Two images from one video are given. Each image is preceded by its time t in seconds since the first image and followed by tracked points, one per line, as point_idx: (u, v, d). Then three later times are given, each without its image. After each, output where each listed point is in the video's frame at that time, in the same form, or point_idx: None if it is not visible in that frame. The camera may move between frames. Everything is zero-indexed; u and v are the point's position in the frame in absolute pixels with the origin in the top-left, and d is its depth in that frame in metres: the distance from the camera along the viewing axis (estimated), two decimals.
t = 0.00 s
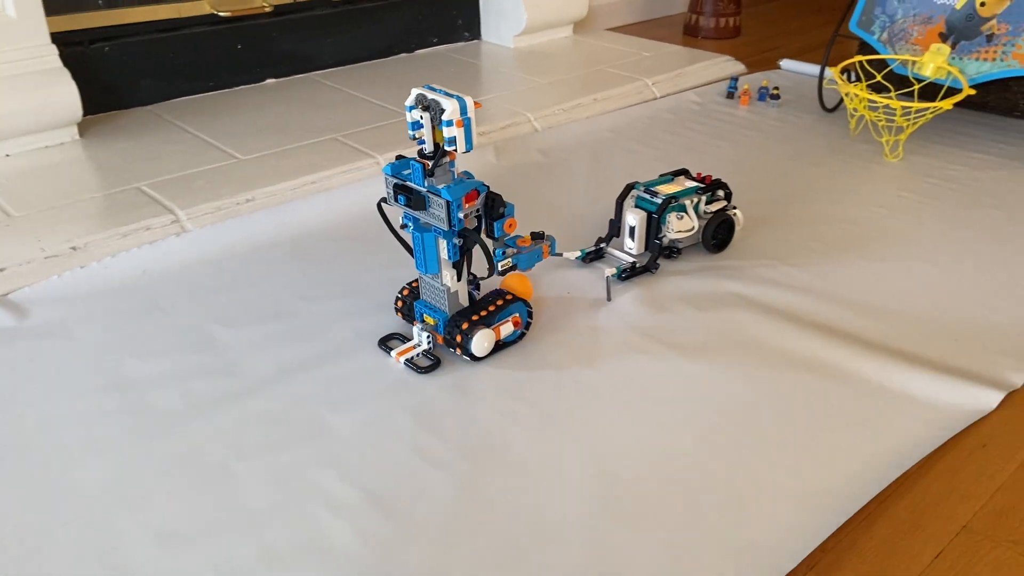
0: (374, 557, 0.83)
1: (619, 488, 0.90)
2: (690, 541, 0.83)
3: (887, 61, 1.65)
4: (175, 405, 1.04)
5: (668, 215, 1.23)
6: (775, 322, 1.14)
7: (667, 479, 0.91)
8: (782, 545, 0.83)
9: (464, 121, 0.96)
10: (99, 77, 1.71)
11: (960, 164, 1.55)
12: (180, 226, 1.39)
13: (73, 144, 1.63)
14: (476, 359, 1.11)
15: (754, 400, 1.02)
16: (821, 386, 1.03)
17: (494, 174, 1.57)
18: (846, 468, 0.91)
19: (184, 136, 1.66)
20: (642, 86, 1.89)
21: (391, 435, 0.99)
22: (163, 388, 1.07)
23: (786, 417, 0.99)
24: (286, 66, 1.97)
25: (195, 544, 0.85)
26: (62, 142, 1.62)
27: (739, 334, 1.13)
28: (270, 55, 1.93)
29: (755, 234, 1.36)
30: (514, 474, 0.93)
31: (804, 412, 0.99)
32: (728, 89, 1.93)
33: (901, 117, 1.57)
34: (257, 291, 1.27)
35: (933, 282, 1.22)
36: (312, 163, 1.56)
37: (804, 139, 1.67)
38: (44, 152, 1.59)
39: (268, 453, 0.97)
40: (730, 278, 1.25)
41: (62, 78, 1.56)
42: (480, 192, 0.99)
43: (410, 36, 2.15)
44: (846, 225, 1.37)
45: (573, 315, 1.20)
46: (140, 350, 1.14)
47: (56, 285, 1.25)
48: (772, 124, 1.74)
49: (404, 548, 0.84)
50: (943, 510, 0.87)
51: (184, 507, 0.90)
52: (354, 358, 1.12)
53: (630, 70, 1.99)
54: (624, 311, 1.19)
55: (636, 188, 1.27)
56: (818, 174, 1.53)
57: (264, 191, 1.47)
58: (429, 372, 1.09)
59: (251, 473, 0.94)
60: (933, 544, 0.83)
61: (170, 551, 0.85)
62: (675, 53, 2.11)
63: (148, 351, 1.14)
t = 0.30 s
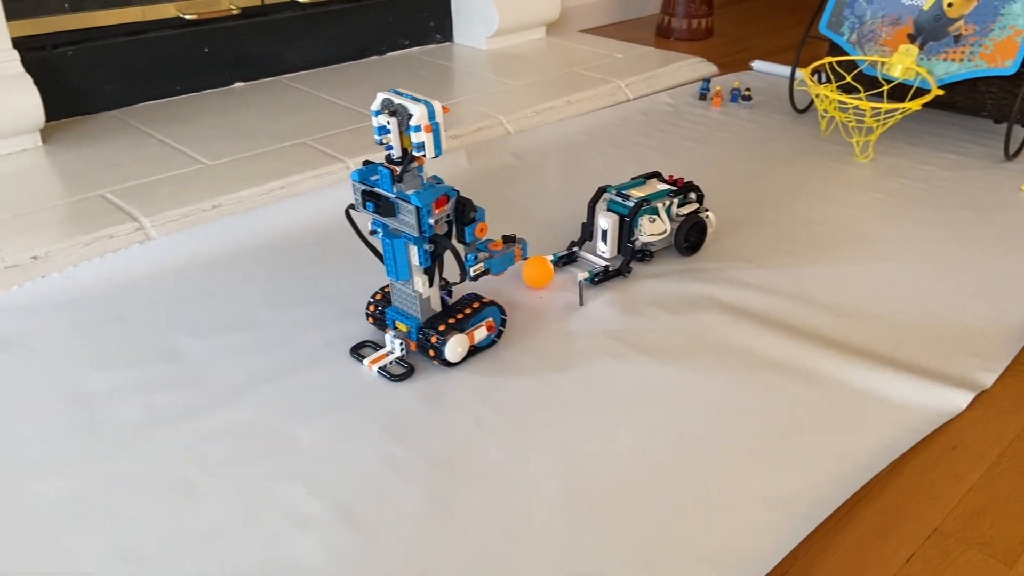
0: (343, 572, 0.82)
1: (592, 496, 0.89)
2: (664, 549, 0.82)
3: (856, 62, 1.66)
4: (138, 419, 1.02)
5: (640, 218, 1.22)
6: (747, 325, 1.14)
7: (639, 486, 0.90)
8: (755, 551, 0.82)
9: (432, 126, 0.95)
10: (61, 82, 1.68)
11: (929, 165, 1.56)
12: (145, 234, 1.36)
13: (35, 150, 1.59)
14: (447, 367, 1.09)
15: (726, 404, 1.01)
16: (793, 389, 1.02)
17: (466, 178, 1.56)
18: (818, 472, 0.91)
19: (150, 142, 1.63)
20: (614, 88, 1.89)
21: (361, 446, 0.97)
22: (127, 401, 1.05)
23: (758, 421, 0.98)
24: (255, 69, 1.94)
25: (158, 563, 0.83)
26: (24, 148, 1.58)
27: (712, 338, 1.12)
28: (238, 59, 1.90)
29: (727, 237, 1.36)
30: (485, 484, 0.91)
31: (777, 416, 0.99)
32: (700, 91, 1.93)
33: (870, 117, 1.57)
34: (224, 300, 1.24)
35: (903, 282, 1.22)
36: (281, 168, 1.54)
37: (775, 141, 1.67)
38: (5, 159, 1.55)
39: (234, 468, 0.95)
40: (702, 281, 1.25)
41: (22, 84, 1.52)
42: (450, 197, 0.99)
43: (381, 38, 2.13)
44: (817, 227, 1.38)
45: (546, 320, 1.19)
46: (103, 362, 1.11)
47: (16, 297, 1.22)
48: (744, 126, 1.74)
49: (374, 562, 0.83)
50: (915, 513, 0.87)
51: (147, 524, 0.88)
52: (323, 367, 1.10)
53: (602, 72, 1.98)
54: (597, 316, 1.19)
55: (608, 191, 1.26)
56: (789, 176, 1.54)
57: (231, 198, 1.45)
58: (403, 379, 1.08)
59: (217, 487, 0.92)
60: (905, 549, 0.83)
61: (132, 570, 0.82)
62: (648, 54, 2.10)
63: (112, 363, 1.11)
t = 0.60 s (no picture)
0: None
1: (574, 499, 0.89)
2: (647, 551, 0.82)
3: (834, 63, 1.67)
4: (115, 427, 1.00)
5: (621, 220, 1.23)
6: (728, 326, 1.14)
7: (622, 488, 0.90)
8: (739, 553, 0.82)
9: (412, 129, 0.95)
10: (36, 86, 1.65)
11: (907, 164, 1.58)
12: (121, 239, 1.34)
13: (9, 155, 1.56)
14: (428, 371, 1.09)
15: (708, 405, 1.01)
16: (774, 390, 1.03)
17: (447, 180, 1.55)
18: (799, 472, 0.91)
19: (126, 145, 1.61)
20: (594, 89, 1.89)
21: (341, 451, 0.96)
22: (103, 409, 1.03)
23: (740, 421, 0.98)
24: (233, 72, 1.93)
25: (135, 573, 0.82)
26: None
27: (693, 339, 1.13)
28: (216, 61, 1.88)
29: (707, 238, 1.36)
30: (467, 488, 0.91)
31: (758, 416, 0.99)
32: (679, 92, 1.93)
33: (848, 118, 1.58)
34: (203, 305, 1.23)
35: (882, 282, 1.23)
36: (259, 172, 1.53)
37: (755, 141, 1.68)
38: None
39: (213, 475, 0.94)
40: (683, 282, 1.25)
41: None
42: (430, 200, 0.99)
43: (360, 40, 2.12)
44: (797, 227, 1.38)
45: (527, 323, 1.18)
46: (80, 370, 1.09)
47: None
48: (724, 126, 1.75)
49: (355, 568, 0.82)
50: (895, 511, 0.87)
51: (124, 533, 0.86)
52: (303, 372, 1.09)
53: (582, 73, 1.98)
54: (578, 317, 1.18)
55: (589, 192, 1.26)
56: (769, 176, 1.54)
57: (209, 201, 1.43)
58: (384, 383, 1.07)
59: (196, 495, 0.91)
60: (885, 546, 0.83)
61: None
62: (627, 55, 2.11)
63: (88, 370, 1.09)
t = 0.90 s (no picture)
0: None
1: (563, 501, 0.89)
2: (637, 552, 0.82)
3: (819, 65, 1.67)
4: (101, 433, 0.99)
5: (608, 222, 1.23)
6: (715, 327, 1.15)
7: (611, 489, 0.90)
8: (728, 553, 0.82)
9: (399, 132, 0.95)
10: (19, 90, 1.64)
11: (891, 166, 1.59)
12: (106, 244, 1.33)
13: None
14: (416, 374, 1.08)
15: (696, 405, 1.02)
16: (762, 390, 1.03)
17: (434, 183, 1.55)
18: (787, 472, 0.91)
19: (111, 150, 1.60)
20: (581, 92, 1.89)
21: (329, 454, 0.96)
22: (89, 415, 1.02)
23: (728, 421, 0.99)
24: (218, 75, 1.92)
25: None
26: None
27: (681, 340, 1.13)
28: (201, 65, 1.87)
29: (694, 240, 1.37)
30: (456, 491, 0.91)
31: (746, 417, 0.99)
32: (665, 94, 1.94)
33: (833, 120, 1.59)
34: (189, 309, 1.22)
35: (867, 282, 1.24)
36: (245, 176, 1.52)
37: (741, 144, 1.69)
38: None
39: (201, 480, 0.93)
40: (669, 284, 1.25)
41: None
42: (418, 203, 0.98)
43: (346, 43, 2.12)
44: (782, 228, 1.39)
45: (515, 325, 1.18)
46: (64, 375, 1.08)
47: None
48: (710, 129, 1.76)
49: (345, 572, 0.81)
50: (882, 509, 0.88)
51: (111, 540, 0.85)
52: (291, 376, 1.09)
53: (568, 76, 1.99)
54: (566, 320, 1.19)
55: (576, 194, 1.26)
56: (755, 178, 1.55)
57: (195, 205, 1.42)
58: (373, 387, 1.07)
59: (183, 500, 0.90)
60: (873, 544, 0.83)
61: None
62: (614, 58, 2.11)
63: (74, 376, 1.09)
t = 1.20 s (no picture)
0: None
1: (553, 505, 0.88)
2: (628, 556, 0.82)
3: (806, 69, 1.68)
4: (87, 441, 0.99)
5: (597, 225, 1.23)
6: (704, 332, 1.15)
7: (602, 494, 0.90)
8: (719, 555, 0.82)
9: (388, 137, 0.95)
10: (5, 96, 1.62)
11: (878, 170, 1.60)
12: (93, 251, 1.32)
13: None
14: (405, 380, 1.08)
15: (686, 409, 1.02)
16: (751, 393, 1.03)
17: (422, 189, 1.55)
18: (777, 475, 0.91)
19: (98, 156, 1.59)
20: (569, 96, 1.90)
21: (317, 461, 0.95)
22: (75, 423, 1.01)
23: (718, 425, 0.99)
24: (205, 81, 1.91)
25: None
26: None
27: (670, 344, 1.13)
28: (188, 71, 1.87)
29: (682, 244, 1.37)
30: (447, 496, 0.90)
31: (735, 420, 0.99)
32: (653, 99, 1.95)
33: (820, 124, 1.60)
34: (176, 316, 1.21)
35: (855, 285, 1.25)
36: (233, 182, 1.51)
37: (728, 148, 1.69)
38: None
39: (189, 488, 0.92)
40: (658, 288, 1.26)
41: None
42: (407, 208, 0.99)
43: (334, 49, 2.12)
44: (771, 232, 1.40)
45: (505, 330, 1.18)
46: (50, 383, 1.08)
47: None
48: (698, 133, 1.76)
49: None
50: (871, 512, 0.88)
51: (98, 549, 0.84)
52: (279, 382, 1.08)
53: (557, 81, 1.99)
54: (556, 325, 1.19)
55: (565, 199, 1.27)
56: (743, 182, 1.56)
57: (183, 212, 1.42)
58: (362, 393, 1.06)
59: (171, 508, 0.89)
60: (863, 547, 0.84)
61: None
62: (602, 63, 2.12)
63: (59, 384, 1.08)
